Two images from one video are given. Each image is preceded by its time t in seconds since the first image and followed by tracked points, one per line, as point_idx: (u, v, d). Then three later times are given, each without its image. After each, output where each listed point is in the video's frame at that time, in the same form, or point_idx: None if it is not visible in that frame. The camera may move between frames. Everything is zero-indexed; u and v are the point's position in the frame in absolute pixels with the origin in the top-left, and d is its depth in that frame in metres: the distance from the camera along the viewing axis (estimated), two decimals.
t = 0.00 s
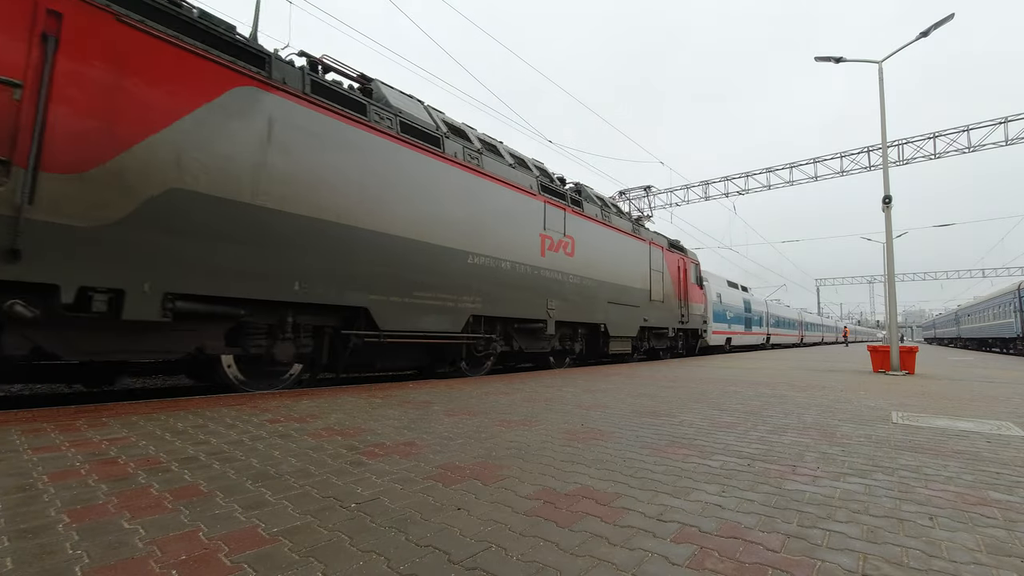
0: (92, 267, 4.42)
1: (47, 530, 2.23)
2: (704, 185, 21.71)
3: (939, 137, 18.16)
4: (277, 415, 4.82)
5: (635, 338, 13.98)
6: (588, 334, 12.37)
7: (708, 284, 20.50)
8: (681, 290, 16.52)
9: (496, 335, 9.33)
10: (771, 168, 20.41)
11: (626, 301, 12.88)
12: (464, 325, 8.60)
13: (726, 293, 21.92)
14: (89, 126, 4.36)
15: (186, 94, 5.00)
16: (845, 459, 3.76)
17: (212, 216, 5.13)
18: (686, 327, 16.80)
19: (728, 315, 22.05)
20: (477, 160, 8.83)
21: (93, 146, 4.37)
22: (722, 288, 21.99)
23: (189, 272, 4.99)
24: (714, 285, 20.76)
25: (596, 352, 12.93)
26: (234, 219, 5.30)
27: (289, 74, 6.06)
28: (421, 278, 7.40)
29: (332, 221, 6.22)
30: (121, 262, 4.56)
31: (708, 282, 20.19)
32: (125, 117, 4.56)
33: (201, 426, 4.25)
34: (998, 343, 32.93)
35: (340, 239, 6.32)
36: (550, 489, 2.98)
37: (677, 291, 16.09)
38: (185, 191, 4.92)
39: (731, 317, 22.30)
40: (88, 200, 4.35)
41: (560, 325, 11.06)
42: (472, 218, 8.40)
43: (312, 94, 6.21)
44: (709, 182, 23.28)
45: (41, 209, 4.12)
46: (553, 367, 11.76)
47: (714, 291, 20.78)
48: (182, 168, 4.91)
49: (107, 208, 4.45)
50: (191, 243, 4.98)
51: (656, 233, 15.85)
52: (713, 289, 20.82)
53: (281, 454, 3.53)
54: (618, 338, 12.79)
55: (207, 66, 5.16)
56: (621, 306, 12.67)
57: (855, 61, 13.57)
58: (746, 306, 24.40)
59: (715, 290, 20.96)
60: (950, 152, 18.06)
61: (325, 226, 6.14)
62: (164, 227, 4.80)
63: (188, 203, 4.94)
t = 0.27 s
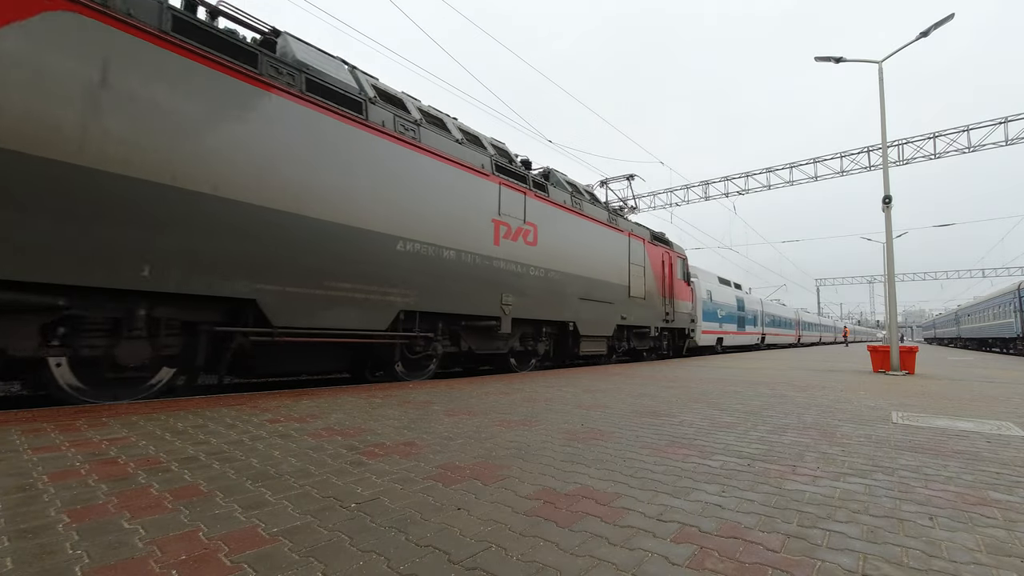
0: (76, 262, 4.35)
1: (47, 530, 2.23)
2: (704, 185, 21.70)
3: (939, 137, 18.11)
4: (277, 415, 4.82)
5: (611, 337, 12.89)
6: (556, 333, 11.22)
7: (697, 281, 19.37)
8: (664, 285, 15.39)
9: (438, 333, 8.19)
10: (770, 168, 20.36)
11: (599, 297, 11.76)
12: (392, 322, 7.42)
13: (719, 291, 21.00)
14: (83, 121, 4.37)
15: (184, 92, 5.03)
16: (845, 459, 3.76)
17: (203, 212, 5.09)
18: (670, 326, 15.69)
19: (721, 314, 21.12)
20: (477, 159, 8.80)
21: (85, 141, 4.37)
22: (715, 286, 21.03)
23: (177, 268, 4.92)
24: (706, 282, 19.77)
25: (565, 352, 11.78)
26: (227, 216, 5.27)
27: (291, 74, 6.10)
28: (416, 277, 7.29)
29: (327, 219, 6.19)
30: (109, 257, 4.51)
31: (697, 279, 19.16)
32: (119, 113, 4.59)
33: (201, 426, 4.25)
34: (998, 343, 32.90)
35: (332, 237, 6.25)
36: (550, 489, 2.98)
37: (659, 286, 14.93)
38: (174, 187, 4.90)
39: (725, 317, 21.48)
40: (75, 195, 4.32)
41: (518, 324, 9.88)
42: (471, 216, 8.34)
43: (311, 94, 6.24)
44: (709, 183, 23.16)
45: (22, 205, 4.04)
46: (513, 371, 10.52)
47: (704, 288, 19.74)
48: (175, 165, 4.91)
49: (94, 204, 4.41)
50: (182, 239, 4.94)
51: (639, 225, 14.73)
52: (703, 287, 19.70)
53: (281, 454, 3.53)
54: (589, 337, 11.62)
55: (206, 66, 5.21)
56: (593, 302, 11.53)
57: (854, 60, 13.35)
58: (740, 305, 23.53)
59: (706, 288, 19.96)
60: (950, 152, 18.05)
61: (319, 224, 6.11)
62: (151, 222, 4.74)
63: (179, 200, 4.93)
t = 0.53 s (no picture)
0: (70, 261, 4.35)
1: (47, 530, 2.23)
2: (704, 185, 21.69)
3: (939, 137, 17.99)
4: (277, 415, 4.82)
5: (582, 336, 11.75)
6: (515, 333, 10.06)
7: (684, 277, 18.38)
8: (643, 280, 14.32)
9: (360, 333, 7.04)
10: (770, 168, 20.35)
11: (567, 292, 10.68)
12: (297, 315, 6.24)
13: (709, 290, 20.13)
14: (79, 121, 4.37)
15: (181, 93, 5.02)
16: (845, 459, 3.75)
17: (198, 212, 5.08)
18: (652, 324, 14.59)
19: (710, 313, 20.28)
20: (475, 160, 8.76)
21: (80, 141, 4.37)
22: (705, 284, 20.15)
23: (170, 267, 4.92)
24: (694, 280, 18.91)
25: (527, 354, 10.62)
26: (222, 215, 5.26)
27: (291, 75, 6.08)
28: (413, 277, 7.27)
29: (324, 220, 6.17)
30: (106, 256, 4.54)
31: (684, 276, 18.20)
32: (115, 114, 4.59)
33: (201, 426, 4.25)
34: (998, 343, 32.88)
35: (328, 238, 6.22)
36: (550, 489, 2.98)
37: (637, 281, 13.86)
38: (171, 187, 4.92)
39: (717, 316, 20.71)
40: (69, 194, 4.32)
41: (465, 321, 8.72)
42: (468, 217, 8.32)
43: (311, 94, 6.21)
44: (709, 182, 22.92)
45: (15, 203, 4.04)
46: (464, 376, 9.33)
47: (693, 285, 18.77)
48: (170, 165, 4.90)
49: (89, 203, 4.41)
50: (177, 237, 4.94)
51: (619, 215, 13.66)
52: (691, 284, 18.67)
53: (281, 454, 3.53)
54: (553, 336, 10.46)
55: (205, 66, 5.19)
56: (559, 298, 10.43)
57: (855, 60, 13.27)
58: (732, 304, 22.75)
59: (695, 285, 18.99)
60: (950, 152, 17.93)
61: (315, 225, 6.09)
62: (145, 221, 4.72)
63: (174, 199, 4.92)
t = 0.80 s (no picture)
0: (72, 262, 4.35)
1: (47, 530, 2.23)
2: (704, 185, 21.70)
3: (939, 137, 17.84)
4: (277, 415, 4.82)
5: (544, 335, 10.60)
6: (463, 333, 9.00)
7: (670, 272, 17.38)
8: (618, 271, 13.22)
9: (249, 330, 5.91)
10: (770, 168, 20.35)
11: (529, 287, 9.71)
12: (152, 308, 5.17)
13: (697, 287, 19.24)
14: (81, 122, 4.37)
15: (182, 94, 5.02)
16: (845, 459, 3.75)
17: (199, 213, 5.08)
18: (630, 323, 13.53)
19: (700, 312, 19.46)
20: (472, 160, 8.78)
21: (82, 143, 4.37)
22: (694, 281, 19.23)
23: (172, 268, 4.92)
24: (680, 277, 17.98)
25: (477, 355, 9.52)
26: (222, 217, 5.26)
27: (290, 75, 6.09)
28: (411, 278, 7.29)
29: (324, 220, 6.18)
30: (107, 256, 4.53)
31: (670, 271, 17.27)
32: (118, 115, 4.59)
33: (201, 426, 4.25)
34: (999, 343, 32.85)
35: (327, 237, 6.22)
36: (550, 489, 2.98)
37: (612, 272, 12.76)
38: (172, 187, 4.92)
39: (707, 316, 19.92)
40: (72, 196, 4.32)
41: (398, 318, 7.57)
42: (465, 217, 8.33)
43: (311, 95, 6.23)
44: (709, 182, 22.91)
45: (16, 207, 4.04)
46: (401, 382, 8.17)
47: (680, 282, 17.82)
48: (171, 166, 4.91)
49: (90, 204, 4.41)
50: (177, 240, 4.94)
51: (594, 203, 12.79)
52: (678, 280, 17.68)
53: (281, 454, 3.53)
54: (509, 336, 9.36)
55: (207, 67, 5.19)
56: (536, 293, 9.89)
57: (855, 60, 13.28)
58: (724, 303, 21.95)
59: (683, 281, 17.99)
60: (950, 152, 17.85)
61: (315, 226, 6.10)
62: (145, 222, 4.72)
63: (175, 200, 4.92)
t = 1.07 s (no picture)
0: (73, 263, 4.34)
1: (47, 530, 2.23)
2: (705, 185, 21.74)
3: (940, 137, 18.13)
4: (277, 415, 4.82)
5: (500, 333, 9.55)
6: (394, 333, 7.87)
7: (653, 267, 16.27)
8: (592, 264, 11.85)
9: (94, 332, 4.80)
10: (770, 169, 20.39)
11: (481, 279, 8.58)
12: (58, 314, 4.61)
13: (685, 284, 18.20)
14: (82, 123, 4.37)
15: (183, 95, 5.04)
16: (845, 459, 3.75)
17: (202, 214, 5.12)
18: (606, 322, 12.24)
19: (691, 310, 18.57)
20: (471, 160, 8.78)
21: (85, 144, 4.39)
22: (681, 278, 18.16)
23: (170, 268, 4.91)
24: (665, 273, 16.93)
25: (415, 358, 8.36)
26: (223, 217, 5.29)
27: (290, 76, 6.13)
28: (410, 279, 7.31)
29: (324, 220, 6.21)
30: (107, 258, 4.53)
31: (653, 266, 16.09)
32: (120, 116, 4.61)
33: (201, 426, 4.24)
34: (999, 343, 32.86)
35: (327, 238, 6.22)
36: (550, 489, 2.98)
37: (583, 264, 11.42)
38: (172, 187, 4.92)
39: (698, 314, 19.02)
40: (73, 197, 4.32)
41: (303, 315, 6.43)
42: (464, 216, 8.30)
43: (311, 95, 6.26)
44: (709, 182, 22.94)
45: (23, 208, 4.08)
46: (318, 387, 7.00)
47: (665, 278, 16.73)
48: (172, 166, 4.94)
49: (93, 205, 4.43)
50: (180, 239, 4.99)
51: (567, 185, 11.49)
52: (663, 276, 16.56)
53: (281, 454, 3.53)
54: (450, 336, 8.20)
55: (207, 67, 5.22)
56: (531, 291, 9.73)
57: (855, 61, 13.44)
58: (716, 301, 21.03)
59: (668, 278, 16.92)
60: (950, 152, 18.07)
61: (316, 226, 6.13)
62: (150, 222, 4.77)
63: (174, 200, 4.92)
